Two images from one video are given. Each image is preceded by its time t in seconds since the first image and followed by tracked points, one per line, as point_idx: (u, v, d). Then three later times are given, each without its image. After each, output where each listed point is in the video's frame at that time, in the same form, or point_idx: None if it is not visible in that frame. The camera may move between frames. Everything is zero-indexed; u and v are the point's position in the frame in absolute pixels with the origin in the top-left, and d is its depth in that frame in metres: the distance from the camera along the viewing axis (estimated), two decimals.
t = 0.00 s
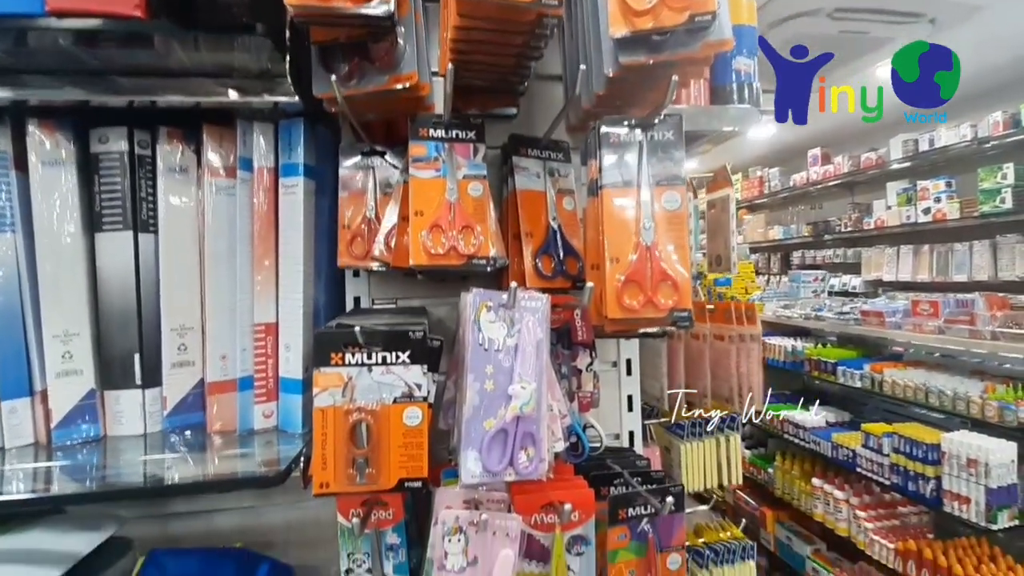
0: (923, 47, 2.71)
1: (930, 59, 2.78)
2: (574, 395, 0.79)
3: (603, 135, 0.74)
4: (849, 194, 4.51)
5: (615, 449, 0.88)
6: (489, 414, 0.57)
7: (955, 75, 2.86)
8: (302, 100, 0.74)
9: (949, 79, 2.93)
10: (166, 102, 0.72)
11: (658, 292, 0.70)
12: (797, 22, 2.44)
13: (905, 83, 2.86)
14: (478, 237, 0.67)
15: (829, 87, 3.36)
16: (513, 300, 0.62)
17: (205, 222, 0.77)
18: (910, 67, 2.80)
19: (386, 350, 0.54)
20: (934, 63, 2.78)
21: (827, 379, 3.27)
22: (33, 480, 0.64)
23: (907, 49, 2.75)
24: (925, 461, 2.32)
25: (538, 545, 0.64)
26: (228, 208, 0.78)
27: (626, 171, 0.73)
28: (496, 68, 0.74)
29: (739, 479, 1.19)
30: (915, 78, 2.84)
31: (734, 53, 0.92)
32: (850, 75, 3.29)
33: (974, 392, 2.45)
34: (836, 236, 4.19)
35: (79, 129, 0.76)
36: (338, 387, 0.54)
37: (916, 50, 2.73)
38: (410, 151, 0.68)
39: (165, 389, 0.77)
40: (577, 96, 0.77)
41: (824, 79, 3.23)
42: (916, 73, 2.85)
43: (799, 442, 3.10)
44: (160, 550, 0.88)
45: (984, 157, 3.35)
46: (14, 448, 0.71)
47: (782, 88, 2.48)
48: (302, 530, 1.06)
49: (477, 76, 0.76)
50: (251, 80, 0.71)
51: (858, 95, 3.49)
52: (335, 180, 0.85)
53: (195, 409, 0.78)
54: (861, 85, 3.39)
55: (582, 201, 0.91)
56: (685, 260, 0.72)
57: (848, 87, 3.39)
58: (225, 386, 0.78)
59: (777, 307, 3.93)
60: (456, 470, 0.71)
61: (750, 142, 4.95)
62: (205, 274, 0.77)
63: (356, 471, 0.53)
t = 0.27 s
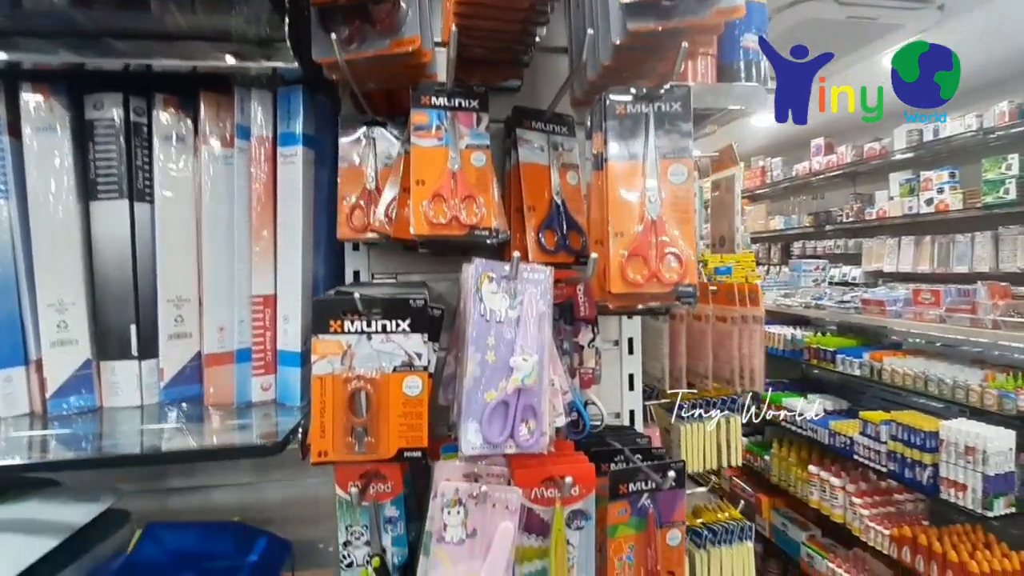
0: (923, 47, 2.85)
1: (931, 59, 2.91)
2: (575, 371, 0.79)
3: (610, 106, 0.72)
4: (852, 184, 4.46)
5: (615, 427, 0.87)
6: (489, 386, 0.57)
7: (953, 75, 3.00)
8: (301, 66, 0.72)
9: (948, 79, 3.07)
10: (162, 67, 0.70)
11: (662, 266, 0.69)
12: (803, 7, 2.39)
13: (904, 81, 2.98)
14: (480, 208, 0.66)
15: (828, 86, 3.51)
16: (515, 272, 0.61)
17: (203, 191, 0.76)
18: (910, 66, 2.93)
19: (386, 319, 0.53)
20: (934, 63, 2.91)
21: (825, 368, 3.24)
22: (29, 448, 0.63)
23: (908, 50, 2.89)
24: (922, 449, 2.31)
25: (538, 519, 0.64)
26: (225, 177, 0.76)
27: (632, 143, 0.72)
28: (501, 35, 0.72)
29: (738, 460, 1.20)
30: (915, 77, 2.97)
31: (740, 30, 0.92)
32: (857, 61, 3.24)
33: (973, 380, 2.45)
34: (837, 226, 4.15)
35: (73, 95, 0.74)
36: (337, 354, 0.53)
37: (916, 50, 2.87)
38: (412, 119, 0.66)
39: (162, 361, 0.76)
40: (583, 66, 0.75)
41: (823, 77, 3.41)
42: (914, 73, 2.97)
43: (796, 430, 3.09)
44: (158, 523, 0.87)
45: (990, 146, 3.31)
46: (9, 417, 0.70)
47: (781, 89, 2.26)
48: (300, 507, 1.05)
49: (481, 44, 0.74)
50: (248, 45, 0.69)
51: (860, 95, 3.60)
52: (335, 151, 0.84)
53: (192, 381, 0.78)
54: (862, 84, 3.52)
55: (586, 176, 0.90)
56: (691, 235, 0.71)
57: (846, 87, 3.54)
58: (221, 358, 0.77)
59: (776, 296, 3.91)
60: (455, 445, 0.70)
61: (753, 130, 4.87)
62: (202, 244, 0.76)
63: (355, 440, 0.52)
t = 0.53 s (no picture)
0: (923, 47, 2.64)
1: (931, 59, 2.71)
2: (574, 356, 0.78)
3: (611, 88, 0.71)
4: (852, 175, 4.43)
5: (614, 412, 0.87)
6: (488, 369, 0.56)
7: (955, 74, 2.79)
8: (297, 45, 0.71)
9: (949, 79, 2.84)
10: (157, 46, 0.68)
11: (662, 251, 0.69)
12: None
13: (902, 84, 2.81)
14: (480, 190, 0.65)
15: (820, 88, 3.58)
16: (515, 255, 0.60)
17: (199, 173, 0.75)
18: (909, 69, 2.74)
19: (385, 300, 0.53)
20: (934, 63, 2.73)
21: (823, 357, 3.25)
22: (26, 430, 0.63)
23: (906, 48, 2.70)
24: (920, 437, 2.33)
25: (536, 503, 0.64)
26: (221, 159, 0.76)
27: (633, 126, 0.71)
28: (500, 15, 0.71)
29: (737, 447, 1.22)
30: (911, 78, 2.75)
31: (743, 14, 0.90)
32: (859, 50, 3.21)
33: (971, 369, 2.46)
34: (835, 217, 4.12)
35: (66, 74, 0.73)
36: (335, 335, 0.52)
37: (914, 50, 2.67)
38: (410, 100, 0.65)
39: (159, 344, 0.75)
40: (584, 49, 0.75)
41: (822, 80, 3.56)
42: (914, 72, 2.80)
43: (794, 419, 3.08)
44: (157, 508, 0.87)
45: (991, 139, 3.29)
46: (5, 400, 0.70)
47: (782, 87, 2.26)
48: (299, 493, 1.05)
49: (480, 26, 0.73)
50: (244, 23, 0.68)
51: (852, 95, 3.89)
52: (333, 134, 0.83)
53: (190, 364, 0.77)
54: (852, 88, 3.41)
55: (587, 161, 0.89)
56: (692, 218, 0.71)
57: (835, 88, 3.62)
58: (219, 342, 0.76)
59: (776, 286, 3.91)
60: (454, 430, 0.70)
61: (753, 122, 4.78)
62: (198, 227, 0.75)
63: (354, 422, 0.52)
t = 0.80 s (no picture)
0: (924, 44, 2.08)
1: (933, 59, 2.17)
2: (575, 330, 0.77)
3: (616, 53, 0.68)
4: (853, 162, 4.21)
5: (614, 388, 0.86)
6: (487, 338, 0.55)
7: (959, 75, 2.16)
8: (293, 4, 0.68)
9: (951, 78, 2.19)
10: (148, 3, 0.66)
11: (667, 221, 0.67)
12: None
13: (903, 84, 2.22)
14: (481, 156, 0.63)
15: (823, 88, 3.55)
16: (516, 222, 0.59)
17: (191, 139, 0.73)
18: (909, 68, 2.17)
19: (381, 265, 0.53)
20: (937, 63, 2.16)
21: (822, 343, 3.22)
22: (16, 396, 0.62)
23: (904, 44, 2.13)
24: (917, 423, 2.33)
25: (535, 476, 0.63)
26: (214, 124, 0.74)
27: (638, 93, 0.69)
28: None
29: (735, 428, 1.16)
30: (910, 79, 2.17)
31: None
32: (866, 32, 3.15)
33: (969, 355, 2.44)
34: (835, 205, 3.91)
35: (52, 34, 0.70)
36: (329, 301, 0.52)
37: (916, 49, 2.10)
38: (408, 61, 0.63)
39: (151, 313, 0.73)
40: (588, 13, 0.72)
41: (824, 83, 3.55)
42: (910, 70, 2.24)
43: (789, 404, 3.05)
44: (151, 480, 0.86)
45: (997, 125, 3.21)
46: None
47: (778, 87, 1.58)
48: (296, 468, 1.04)
49: None
50: None
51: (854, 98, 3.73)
52: (329, 100, 0.80)
53: (182, 335, 0.76)
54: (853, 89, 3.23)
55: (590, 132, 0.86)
56: (697, 189, 0.69)
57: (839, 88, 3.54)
58: (213, 312, 0.75)
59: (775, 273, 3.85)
60: (452, 403, 0.68)
61: (754, 110, 4.62)
62: (191, 195, 0.73)
63: (348, 388, 0.51)
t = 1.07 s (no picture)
0: (923, 46, 2.75)
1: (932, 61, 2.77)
2: (574, 310, 0.76)
3: (618, 27, 0.67)
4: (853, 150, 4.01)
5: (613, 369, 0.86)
6: (486, 315, 0.54)
7: (958, 73, 2.75)
8: None
9: (949, 78, 2.78)
10: None
11: (668, 198, 0.66)
12: None
13: (911, 85, 2.83)
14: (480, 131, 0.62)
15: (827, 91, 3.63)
16: (515, 199, 0.58)
17: (183, 114, 0.71)
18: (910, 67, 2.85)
19: (379, 240, 0.53)
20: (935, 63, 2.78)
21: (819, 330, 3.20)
22: (8, 373, 0.61)
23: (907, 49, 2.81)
24: (911, 408, 2.34)
25: (534, 455, 0.62)
26: (207, 99, 0.72)
27: (640, 68, 0.68)
28: None
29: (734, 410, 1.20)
30: (912, 79, 2.82)
31: None
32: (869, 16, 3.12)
33: (966, 341, 2.40)
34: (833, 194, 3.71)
35: (38, 5, 0.68)
36: (325, 276, 0.52)
37: (914, 50, 2.79)
38: (404, 33, 0.61)
39: (145, 292, 0.72)
40: None
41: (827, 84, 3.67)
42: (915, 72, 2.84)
43: (786, 390, 3.05)
44: (148, 460, 0.86)
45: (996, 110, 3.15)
46: None
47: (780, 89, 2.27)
48: (294, 451, 1.04)
49: None
50: None
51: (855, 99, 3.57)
52: (324, 75, 0.78)
53: (176, 314, 0.75)
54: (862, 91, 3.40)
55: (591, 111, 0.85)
56: (699, 167, 0.68)
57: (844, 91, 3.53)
58: (208, 291, 0.74)
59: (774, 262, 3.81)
60: (450, 383, 0.68)
61: (755, 94, 4.47)
62: (184, 171, 0.72)
63: (346, 363, 0.51)
